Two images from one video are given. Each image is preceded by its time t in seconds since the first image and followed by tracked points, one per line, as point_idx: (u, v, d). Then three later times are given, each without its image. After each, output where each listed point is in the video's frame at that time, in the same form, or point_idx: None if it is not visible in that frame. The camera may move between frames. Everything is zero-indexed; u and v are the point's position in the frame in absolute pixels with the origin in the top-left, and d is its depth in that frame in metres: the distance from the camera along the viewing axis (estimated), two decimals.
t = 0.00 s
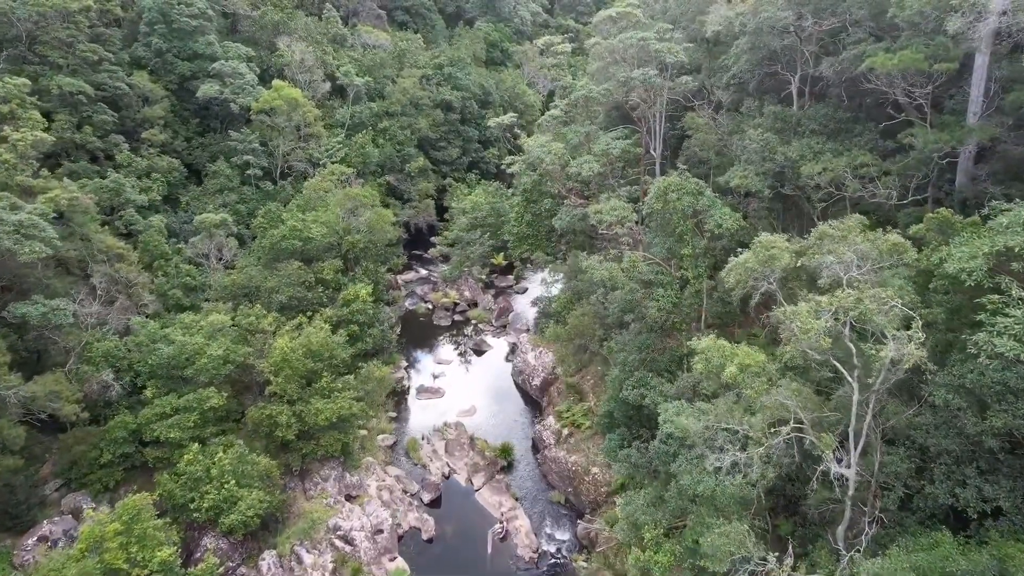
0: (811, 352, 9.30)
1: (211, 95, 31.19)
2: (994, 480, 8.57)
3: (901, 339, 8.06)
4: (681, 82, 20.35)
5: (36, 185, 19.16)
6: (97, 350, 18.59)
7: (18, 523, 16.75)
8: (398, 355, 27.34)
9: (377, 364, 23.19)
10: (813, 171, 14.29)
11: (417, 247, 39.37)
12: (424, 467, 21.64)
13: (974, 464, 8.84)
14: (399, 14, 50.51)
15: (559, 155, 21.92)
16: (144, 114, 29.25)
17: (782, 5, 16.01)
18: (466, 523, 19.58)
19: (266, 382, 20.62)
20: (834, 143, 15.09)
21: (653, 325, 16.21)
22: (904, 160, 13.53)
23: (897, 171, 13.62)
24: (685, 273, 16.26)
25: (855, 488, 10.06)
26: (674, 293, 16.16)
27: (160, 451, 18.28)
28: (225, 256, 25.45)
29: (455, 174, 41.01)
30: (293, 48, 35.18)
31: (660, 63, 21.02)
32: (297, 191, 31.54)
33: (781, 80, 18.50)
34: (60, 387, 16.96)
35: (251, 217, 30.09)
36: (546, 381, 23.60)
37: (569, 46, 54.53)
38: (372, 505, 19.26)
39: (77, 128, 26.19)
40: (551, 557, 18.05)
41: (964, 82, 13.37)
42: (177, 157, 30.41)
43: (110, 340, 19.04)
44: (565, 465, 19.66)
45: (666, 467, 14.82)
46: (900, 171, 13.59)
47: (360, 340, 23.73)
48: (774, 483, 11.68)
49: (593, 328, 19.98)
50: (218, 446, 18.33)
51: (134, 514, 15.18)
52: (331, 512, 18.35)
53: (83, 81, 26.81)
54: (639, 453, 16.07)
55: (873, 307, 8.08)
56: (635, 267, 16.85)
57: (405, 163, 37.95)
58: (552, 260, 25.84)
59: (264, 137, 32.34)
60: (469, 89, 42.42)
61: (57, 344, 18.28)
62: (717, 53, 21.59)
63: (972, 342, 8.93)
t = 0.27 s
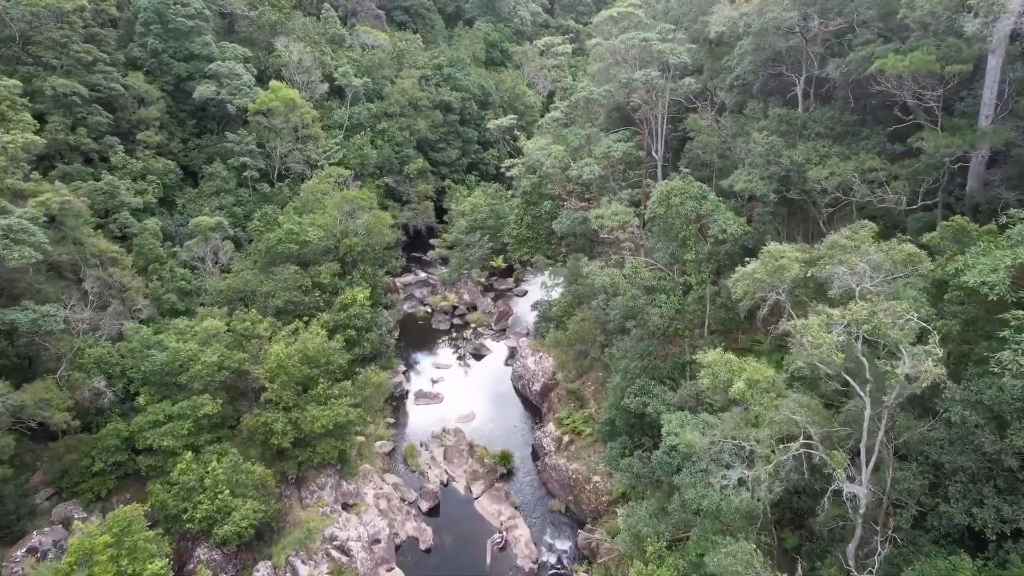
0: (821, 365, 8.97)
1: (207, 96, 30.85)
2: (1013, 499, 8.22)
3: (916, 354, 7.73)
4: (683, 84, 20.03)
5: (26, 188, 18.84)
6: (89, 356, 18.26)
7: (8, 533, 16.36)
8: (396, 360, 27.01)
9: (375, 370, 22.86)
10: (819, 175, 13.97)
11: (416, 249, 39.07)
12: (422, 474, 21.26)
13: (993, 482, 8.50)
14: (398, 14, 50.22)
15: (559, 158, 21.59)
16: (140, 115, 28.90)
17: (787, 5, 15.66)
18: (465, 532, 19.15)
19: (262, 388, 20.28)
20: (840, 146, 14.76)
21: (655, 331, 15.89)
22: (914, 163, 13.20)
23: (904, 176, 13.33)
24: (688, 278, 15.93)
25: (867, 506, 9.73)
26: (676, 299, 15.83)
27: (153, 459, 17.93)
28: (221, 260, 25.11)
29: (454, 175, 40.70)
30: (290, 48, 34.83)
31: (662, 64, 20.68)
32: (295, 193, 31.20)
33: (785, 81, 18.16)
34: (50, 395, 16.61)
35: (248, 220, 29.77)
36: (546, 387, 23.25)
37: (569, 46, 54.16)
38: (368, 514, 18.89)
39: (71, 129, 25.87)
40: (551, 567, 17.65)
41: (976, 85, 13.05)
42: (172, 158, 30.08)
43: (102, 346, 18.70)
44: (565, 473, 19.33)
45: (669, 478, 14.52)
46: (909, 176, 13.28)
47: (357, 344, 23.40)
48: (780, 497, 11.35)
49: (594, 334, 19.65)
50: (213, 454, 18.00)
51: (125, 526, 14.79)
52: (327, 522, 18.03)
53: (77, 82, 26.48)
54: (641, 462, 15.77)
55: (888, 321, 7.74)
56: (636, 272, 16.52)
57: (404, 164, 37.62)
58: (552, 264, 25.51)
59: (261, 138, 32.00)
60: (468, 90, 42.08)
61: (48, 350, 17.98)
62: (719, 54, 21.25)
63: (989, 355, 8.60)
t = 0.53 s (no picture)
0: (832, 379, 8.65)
1: (203, 97, 30.51)
2: None
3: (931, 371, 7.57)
4: (685, 85, 19.70)
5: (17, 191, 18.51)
6: (80, 363, 17.91)
7: None
8: (394, 365, 26.68)
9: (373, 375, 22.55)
10: (826, 179, 13.63)
11: (415, 251, 38.77)
12: (420, 482, 20.91)
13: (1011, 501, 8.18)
14: (397, 14, 49.92)
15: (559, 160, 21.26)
16: (135, 116, 28.55)
17: (793, 5, 15.32)
18: (464, 541, 18.78)
19: (257, 395, 19.95)
20: (847, 150, 14.43)
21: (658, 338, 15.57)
22: (924, 167, 12.87)
23: (913, 180, 13.00)
24: (691, 284, 15.59)
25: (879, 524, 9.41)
26: (679, 306, 15.50)
27: (146, 467, 17.56)
28: (217, 263, 24.80)
29: (453, 176, 40.38)
30: (288, 48, 34.48)
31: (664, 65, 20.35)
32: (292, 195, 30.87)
33: (790, 83, 17.83)
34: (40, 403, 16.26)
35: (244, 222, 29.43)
36: (546, 393, 22.96)
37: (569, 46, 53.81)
38: (365, 524, 18.55)
39: (65, 131, 25.53)
40: None
41: (989, 87, 12.71)
42: (168, 160, 29.74)
43: (95, 352, 18.35)
44: (565, 481, 19.02)
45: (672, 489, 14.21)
46: (919, 180, 12.95)
47: (355, 349, 23.07)
48: (787, 512, 11.01)
49: (595, 340, 19.32)
50: (207, 463, 17.65)
51: (115, 538, 14.43)
52: (323, 531, 17.74)
53: (71, 83, 26.15)
54: (643, 472, 15.45)
55: (905, 336, 7.47)
56: (638, 278, 16.18)
57: (403, 166, 37.28)
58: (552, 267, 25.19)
59: (258, 139, 31.66)
60: (468, 90, 41.74)
61: (39, 356, 17.67)
62: (722, 55, 20.92)
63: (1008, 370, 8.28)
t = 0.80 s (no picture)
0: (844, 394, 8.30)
1: (200, 98, 30.18)
2: None
3: (950, 390, 7.25)
4: (688, 87, 19.37)
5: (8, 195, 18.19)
6: (72, 369, 17.56)
7: None
8: (393, 369, 26.35)
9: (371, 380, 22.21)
10: (833, 185, 13.33)
11: (414, 253, 38.46)
12: (419, 490, 20.55)
13: None
14: (396, 14, 49.63)
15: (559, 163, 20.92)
16: (130, 117, 28.22)
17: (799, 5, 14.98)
18: (462, 550, 18.40)
19: (252, 402, 19.61)
20: (855, 153, 14.13)
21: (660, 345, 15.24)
22: (934, 171, 12.57)
23: (923, 185, 12.68)
24: (694, 291, 15.27)
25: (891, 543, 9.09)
26: (682, 312, 15.17)
27: (138, 476, 17.21)
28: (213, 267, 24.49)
29: (453, 178, 40.08)
30: (286, 49, 34.16)
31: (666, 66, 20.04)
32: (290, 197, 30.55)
33: (795, 84, 17.50)
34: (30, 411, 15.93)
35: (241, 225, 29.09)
36: (546, 399, 22.65)
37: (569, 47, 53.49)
38: (362, 533, 18.21)
39: (59, 132, 25.22)
40: None
41: (1003, 89, 12.37)
42: (164, 162, 29.41)
43: (87, 358, 18.02)
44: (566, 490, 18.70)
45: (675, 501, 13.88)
46: (929, 185, 12.63)
47: (352, 354, 22.75)
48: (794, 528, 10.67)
49: (596, 346, 18.98)
50: (201, 471, 17.34)
51: (105, 551, 14.08)
52: (320, 541, 17.45)
53: (65, 83, 25.81)
54: (645, 482, 15.13)
55: (923, 352, 7.13)
56: (641, 283, 15.78)
57: (402, 167, 36.97)
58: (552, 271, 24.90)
59: (255, 140, 31.32)
60: (467, 91, 41.42)
61: (30, 363, 17.35)
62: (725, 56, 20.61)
63: None
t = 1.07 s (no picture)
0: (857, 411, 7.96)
1: (196, 99, 29.84)
2: None
3: (967, 411, 7.06)
4: (690, 88, 19.04)
5: None
6: (63, 376, 17.22)
7: None
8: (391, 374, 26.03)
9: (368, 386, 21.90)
10: (840, 189, 12.99)
11: (413, 255, 38.14)
12: (416, 498, 20.18)
13: None
14: (395, 14, 49.34)
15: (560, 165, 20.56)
16: (126, 119, 27.88)
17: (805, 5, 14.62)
18: (461, 560, 18.00)
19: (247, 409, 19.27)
20: (862, 156, 13.80)
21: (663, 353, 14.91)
22: (945, 176, 12.23)
23: (933, 190, 12.37)
24: (698, 297, 14.94)
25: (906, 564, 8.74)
26: (685, 320, 14.84)
27: (130, 485, 16.88)
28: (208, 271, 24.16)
29: (452, 179, 39.77)
30: (283, 49, 33.81)
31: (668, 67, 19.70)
32: (287, 199, 30.23)
33: (800, 86, 17.16)
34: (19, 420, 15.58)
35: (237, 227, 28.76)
36: (546, 405, 22.34)
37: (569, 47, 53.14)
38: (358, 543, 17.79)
39: (52, 134, 24.88)
40: None
41: (1017, 92, 12.03)
42: (160, 163, 29.07)
43: (79, 364, 17.68)
44: (567, 498, 18.35)
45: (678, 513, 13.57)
46: (940, 190, 12.30)
47: (349, 360, 22.42)
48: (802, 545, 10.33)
49: (597, 352, 18.64)
50: (194, 481, 17.01)
51: (94, 565, 13.73)
52: (315, 552, 17.07)
53: (59, 84, 25.47)
54: (647, 493, 14.82)
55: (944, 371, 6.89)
56: (644, 289, 15.46)
57: (400, 169, 36.66)
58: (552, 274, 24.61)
59: (251, 142, 30.97)
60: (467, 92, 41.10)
61: (20, 370, 17.01)
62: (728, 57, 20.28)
63: None
